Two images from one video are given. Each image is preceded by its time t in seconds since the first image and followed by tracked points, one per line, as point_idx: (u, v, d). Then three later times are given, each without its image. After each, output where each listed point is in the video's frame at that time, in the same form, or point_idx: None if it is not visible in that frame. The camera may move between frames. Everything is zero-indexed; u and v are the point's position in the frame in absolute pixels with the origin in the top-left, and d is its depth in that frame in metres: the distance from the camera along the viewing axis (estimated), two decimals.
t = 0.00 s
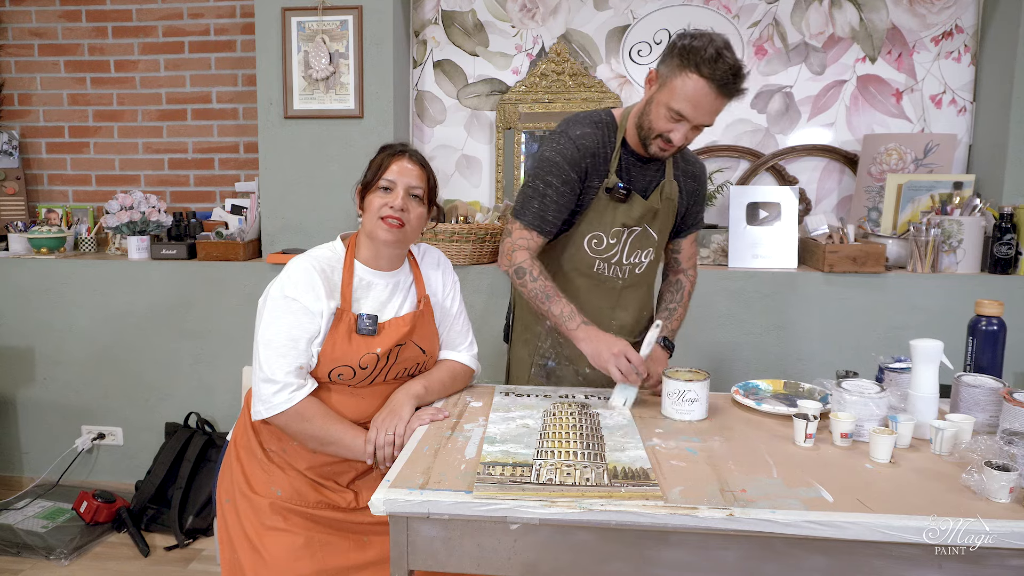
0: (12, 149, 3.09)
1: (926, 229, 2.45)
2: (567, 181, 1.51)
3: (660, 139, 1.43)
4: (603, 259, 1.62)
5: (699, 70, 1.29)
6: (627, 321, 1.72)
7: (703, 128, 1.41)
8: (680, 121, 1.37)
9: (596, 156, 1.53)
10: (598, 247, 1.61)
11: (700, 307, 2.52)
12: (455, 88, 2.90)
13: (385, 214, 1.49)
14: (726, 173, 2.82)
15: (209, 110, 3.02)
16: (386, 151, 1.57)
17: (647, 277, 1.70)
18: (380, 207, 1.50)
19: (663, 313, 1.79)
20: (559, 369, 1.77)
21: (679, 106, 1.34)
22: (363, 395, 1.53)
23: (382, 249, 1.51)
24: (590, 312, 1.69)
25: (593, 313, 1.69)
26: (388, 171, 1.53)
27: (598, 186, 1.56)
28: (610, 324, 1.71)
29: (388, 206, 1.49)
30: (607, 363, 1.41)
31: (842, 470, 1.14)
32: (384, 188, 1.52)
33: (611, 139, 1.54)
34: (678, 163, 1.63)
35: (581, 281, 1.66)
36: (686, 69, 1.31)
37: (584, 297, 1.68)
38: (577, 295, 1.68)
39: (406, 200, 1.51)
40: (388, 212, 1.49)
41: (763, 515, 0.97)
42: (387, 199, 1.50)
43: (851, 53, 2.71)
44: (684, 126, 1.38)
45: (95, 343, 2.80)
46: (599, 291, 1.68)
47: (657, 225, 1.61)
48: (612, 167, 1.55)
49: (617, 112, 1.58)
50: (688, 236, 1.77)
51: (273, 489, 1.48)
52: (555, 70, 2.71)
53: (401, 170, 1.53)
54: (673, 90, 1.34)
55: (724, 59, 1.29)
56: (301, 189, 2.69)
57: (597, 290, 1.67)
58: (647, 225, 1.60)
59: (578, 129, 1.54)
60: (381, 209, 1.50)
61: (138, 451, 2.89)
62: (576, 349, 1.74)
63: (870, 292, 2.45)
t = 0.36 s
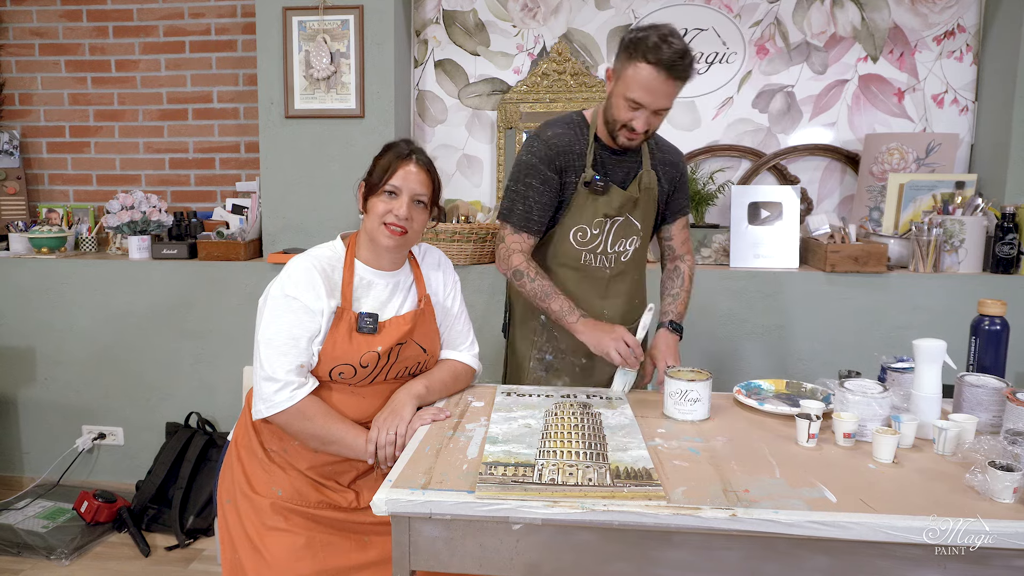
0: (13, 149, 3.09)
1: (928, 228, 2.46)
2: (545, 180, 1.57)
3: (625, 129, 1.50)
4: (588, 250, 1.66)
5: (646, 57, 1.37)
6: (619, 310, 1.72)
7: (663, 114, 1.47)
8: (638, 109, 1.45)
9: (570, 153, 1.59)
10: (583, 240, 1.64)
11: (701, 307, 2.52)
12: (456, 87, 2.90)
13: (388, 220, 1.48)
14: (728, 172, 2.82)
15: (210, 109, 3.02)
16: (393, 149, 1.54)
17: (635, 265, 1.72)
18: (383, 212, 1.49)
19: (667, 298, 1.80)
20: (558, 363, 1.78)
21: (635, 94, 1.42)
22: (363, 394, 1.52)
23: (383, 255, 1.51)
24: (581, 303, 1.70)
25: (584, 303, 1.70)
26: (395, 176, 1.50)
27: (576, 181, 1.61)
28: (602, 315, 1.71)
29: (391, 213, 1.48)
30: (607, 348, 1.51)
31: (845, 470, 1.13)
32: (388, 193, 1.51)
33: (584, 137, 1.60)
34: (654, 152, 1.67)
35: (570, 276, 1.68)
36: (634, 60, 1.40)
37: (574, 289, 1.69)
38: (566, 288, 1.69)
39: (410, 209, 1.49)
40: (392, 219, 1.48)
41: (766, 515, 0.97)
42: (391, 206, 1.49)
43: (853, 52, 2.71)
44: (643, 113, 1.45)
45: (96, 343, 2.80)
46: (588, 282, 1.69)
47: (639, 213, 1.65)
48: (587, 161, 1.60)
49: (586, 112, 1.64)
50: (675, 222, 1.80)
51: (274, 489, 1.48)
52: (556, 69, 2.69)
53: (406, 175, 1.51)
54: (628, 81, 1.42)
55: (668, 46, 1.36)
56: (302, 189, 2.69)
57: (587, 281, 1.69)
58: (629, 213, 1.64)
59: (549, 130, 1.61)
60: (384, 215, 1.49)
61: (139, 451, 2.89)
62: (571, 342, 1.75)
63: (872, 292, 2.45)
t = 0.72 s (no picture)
0: (14, 149, 3.08)
1: (929, 228, 2.45)
2: (517, 179, 1.70)
3: (587, 120, 1.59)
4: (574, 242, 1.71)
5: (590, 48, 1.48)
6: (611, 301, 1.74)
7: (621, 102, 1.54)
8: (594, 98, 1.53)
9: (543, 152, 1.69)
10: (568, 232, 1.70)
11: (702, 307, 2.52)
12: (457, 87, 2.90)
13: (394, 230, 1.47)
14: (729, 172, 2.82)
15: (211, 109, 3.02)
16: (401, 154, 1.50)
17: (626, 256, 1.73)
18: (390, 220, 1.48)
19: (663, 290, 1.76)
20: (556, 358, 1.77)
21: (587, 85, 1.51)
22: (366, 394, 1.52)
23: (388, 262, 1.51)
24: (569, 294, 1.74)
25: (574, 294, 1.74)
26: (405, 184, 1.48)
27: (552, 177, 1.69)
28: (594, 305, 1.74)
29: (398, 223, 1.47)
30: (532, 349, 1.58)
31: (848, 470, 1.13)
32: (396, 202, 1.49)
33: (559, 136, 1.71)
34: (637, 143, 1.72)
35: (559, 269, 1.73)
36: (581, 52, 1.50)
37: (564, 281, 1.74)
38: (556, 281, 1.74)
39: (417, 218, 1.48)
40: (399, 229, 1.47)
41: (769, 515, 0.96)
42: (398, 215, 1.48)
43: (854, 52, 2.71)
44: (599, 101, 1.53)
45: (96, 343, 2.80)
46: (578, 274, 1.73)
47: (622, 203, 1.69)
48: (563, 158, 1.68)
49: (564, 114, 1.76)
50: (668, 212, 1.78)
51: (276, 489, 1.47)
52: (557, 69, 2.69)
53: (415, 185, 1.48)
54: (581, 73, 1.52)
55: (610, 33, 1.46)
56: (302, 189, 2.69)
57: (576, 273, 1.73)
58: (612, 204, 1.69)
59: (527, 132, 1.73)
60: (391, 223, 1.47)
61: (140, 452, 2.89)
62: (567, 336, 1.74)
63: (873, 292, 2.45)
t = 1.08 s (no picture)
0: (13, 148, 3.08)
1: (930, 228, 2.45)
2: (499, 175, 1.75)
3: (567, 113, 1.59)
4: (556, 236, 1.72)
5: (564, 40, 1.50)
6: (594, 295, 1.74)
7: (599, 92, 1.55)
8: (571, 89, 1.55)
9: (524, 148, 1.72)
10: (551, 225, 1.72)
11: (702, 306, 2.52)
12: (456, 86, 2.90)
13: (398, 220, 1.46)
14: (729, 171, 2.82)
15: (211, 108, 3.02)
16: (400, 150, 1.52)
17: (610, 250, 1.72)
18: (393, 210, 1.48)
19: (658, 288, 1.73)
20: (543, 354, 1.79)
21: (564, 76, 1.53)
22: (366, 395, 1.52)
23: (391, 254, 1.50)
24: (552, 288, 1.75)
25: (558, 289, 1.75)
26: (406, 175, 1.48)
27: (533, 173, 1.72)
28: (577, 300, 1.74)
29: (401, 211, 1.47)
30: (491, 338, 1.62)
31: (849, 469, 1.13)
32: (398, 191, 1.48)
33: (543, 133, 1.72)
34: (622, 136, 1.71)
35: (542, 263, 1.75)
36: (556, 46, 1.53)
37: (548, 275, 1.75)
38: (541, 275, 1.75)
39: (420, 207, 1.48)
40: (401, 217, 1.46)
41: (770, 515, 0.96)
42: (401, 203, 1.47)
43: (855, 52, 2.71)
44: (577, 92, 1.54)
45: (95, 343, 2.80)
46: (562, 269, 1.74)
47: (604, 196, 1.70)
48: (544, 153, 1.71)
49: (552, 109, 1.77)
50: (658, 207, 1.74)
51: (276, 489, 1.47)
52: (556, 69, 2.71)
53: (416, 175, 1.49)
54: (557, 67, 1.54)
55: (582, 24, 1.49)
56: (302, 188, 2.68)
57: (560, 268, 1.74)
58: (593, 197, 1.70)
59: (514, 129, 1.77)
60: (395, 214, 1.47)
61: (139, 451, 2.88)
62: (551, 331, 1.76)
63: (873, 292, 2.45)
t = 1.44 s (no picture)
0: (14, 147, 3.08)
1: (931, 227, 2.44)
2: (514, 179, 1.68)
3: (591, 117, 1.56)
4: (566, 244, 1.70)
5: (593, 41, 1.46)
6: (603, 304, 1.73)
7: (626, 96, 1.52)
8: (599, 93, 1.51)
9: (539, 150, 1.66)
10: (561, 232, 1.69)
11: (702, 306, 2.51)
12: (457, 86, 2.89)
13: (393, 204, 1.49)
14: (729, 171, 2.81)
15: (211, 108, 3.02)
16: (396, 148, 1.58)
17: (620, 258, 1.71)
18: (388, 197, 1.50)
19: (664, 299, 1.76)
20: (547, 361, 1.79)
21: (591, 79, 1.49)
22: (364, 394, 1.52)
23: (389, 246, 1.50)
24: (560, 296, 1.74)
25: (567, 297, 1.73)
26: (402, 164, 1.53)
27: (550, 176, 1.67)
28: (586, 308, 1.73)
29: (396, 196, 1.49)
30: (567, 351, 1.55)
31: (849, 469, 1.13)
32: (394, 179, 1.52)
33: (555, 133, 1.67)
34: (637, 142, 1.69)
35: (551, 270, 1.73)
36: (584, 46, 1.48)
37: (558, 283, 1.73)
38: (550, 283, 1.74)
39: (415, 193, 1.50)
40: (396, 202, 1.49)
41: (770, 514, 0.96)
42: (396, 190, 1.50)
43: (856, 51, 2.70)
44: (604, 96, 1.51)
45: (96, 342, 2.80)
46: (571, 276, 1.72)
47: (617, 204, 1.67)
48: (558, 155, 1.66)
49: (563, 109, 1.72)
50: (668, 215, 1.76)
51: (275, 488, 1.47)
52: (557, 68, 2.70)
53: (413, 166, 1.53)
54: (583, 68, 1.49)
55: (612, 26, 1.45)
56: (302, 187, 2.68)
57: (570, 276, 1.72)
58: (606, 204, 1.67)
59: (524, 129, 1.70)
60: (388, 200, 1.50)
61: (139, 450, 2.88)
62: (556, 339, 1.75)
63: (874, 292, 2.44)
